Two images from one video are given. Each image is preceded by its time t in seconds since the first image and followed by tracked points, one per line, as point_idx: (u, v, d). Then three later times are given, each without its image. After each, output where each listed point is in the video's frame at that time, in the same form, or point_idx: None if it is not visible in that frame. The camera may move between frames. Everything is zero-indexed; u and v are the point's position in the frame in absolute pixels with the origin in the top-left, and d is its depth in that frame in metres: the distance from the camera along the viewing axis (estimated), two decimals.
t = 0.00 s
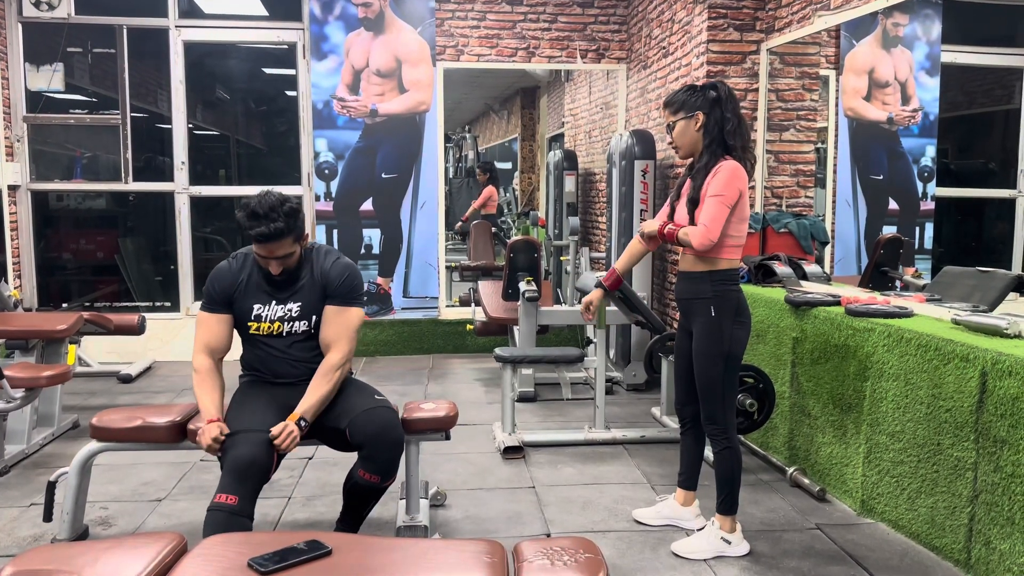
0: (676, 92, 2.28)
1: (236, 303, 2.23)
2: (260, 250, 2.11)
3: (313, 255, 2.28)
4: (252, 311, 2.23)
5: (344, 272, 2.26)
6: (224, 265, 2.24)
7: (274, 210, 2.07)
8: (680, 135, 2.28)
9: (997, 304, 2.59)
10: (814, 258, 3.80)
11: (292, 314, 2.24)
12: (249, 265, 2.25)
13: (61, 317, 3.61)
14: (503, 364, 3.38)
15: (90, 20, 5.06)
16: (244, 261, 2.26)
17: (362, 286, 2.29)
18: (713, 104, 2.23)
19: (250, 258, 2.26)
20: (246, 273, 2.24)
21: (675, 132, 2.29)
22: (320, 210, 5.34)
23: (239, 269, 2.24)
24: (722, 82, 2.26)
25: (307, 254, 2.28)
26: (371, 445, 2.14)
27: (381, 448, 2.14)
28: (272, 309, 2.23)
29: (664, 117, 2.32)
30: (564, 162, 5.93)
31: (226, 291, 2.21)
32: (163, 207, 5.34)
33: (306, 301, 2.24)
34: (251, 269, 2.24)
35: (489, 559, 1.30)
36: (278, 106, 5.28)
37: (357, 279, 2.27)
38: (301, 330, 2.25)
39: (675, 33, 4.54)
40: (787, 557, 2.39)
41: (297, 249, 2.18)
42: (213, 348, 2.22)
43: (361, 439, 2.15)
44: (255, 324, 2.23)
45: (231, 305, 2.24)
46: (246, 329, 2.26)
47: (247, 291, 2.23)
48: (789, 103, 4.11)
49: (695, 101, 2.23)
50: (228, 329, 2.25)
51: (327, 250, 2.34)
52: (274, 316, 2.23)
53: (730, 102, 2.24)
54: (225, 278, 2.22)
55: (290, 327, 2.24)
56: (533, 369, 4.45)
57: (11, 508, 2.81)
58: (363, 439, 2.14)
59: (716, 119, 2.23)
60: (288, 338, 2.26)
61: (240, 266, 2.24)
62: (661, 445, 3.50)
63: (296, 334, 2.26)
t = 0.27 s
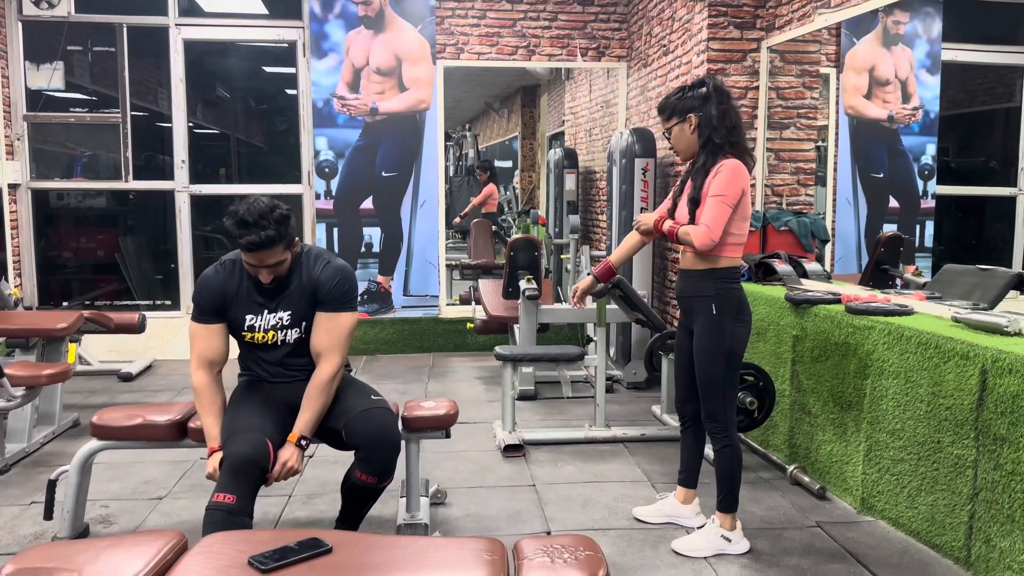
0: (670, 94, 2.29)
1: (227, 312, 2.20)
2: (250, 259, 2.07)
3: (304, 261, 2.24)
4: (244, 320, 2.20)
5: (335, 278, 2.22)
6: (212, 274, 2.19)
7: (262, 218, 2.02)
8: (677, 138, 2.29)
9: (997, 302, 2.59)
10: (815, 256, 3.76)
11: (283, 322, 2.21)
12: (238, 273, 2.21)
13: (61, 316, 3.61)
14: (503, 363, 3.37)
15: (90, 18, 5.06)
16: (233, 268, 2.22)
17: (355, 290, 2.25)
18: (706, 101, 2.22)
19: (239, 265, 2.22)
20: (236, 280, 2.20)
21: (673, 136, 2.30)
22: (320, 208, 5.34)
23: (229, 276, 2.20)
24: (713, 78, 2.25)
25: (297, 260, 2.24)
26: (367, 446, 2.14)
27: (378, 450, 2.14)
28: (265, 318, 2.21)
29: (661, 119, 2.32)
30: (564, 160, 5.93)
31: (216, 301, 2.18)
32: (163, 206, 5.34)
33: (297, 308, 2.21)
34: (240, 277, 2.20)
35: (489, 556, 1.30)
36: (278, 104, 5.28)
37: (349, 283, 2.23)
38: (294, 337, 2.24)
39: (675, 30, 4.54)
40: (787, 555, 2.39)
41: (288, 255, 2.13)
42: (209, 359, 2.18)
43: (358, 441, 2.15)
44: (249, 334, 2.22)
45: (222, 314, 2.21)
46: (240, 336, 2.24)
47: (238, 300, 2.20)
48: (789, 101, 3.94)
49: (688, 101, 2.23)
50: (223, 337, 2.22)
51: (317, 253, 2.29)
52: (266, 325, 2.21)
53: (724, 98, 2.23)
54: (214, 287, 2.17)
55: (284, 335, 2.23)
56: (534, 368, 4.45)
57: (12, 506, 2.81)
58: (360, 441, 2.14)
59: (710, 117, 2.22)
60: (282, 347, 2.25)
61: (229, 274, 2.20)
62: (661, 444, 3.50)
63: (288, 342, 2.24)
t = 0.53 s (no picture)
0: (667, 93, 2.29)
1: (225, 305, 2.20)
2: (249, 243, 2.07)
3: (301, 249, 2.24)
4: (242, 311, 2.19)
5: (333, 264, 2.22)
6: (209, 268, 2.19)
7: (259, 201, 2.03)
8: (675, 136, 2.29)
9: (998, 299, 2.59)
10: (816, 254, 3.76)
11: (282, 312, 2.20)
12: (235, 266, 2.20)
13: (62, 314, 3.61)
14: (504, 360, 3.37)
15: (90, 17, 5.06)
16: (230, 261, 2.21)
17: (354, 275, 2.26)
18: (702, 100, 2.22)
19: (236, 258, 2.22)
20: (234, 272, 2.20)
21: (671, 135, 2.30)
22: (321, 207, 5.34)
23: (227, 269, 2.20)
24: (709, 77, 2.26)
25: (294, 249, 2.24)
26: (372, 444, 2.14)
27: (383, 447, 2.14)
28: (263, 309, 2.20)
29: (658, 119, 2.32)
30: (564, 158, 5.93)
31: (214, 293, 2.17)
32: (164, 204, 5.34)
33: (296, 297, 2.21)
34: (238, 269, 2.20)
35: (490, 554, 1.30)
36: (279, 103, 5.27)
37: (348, 268, 2.24)
38: (293, 326, 2.23)
39: (676, 28, 4.53)
40: (788, 553, 2.39)
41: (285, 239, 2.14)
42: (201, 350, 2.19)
43: (363, 439, 2.15)
44: (247, 325, 2.21)
45: (220, 307, 2.20)
46: (239, 329, 2.24)
47: (235, 292, 2.19)
48: (790, 99, 3.93)
49: (686, 100, 2.23)
50: (217, 331, 2.22)
51: (313, 242, 2.29)
52: (265, 316, 2.20)
53: (721, 97, 2.24)
54: (211, 280, 2.17)
55: (283, 324, 2.22)
56: (535, 366, 4.46)
57: (13, 504, 2.81)
58: (364, 439, 2.14)
59: (708, 114, 2.22)
60: (281, 336, 2.23)
61: (226, 267, 2.20)
62: (662, 441, 3.50)
63: (288, 332, 2.23)
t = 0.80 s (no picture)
0: (665, 93, 2.30)
1: (228, 297, 2.23)
2: (259, 223, 2.12)
3: (308, 245, 2.28)
4: (246, 303, 2.22)
5: (340, 260, 2.26)
6: (216, 260, 2.24)
7: (270, 180, 2.10)
8: (675, 136, 2.29)
9: (999, 297, 2.59)
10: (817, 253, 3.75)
11: (288, 307, 2.22)
12: (241, 258, 2.24)
13: (62, 313, 3.61)
14: (505, 358, 3.37)
15: (90, 16, 5.06)
16: (237, 255, 2.25)
17: (360, 276, 2.29)
18: (700, 99, 2.22)
19: (242, 251, 2.26)
20: (240, 265, 2.23)
21: (670, 135, 2.31)
22: (322, 205, 5.34)
23: (233, 263, 2.24)
24: (705, 76, 2.26)
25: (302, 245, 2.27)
26: (372, 439, 2.14)
27: (382, 443, 2.14)
28: (268, 303, 2.22)
29: (656, 119, 2.33)
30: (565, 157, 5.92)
31: (218, 283, 2.21)
32: (165, 203, 5.34)
33: (302, 294, 2.23)
34: (244, 262, 2.24)
35: (491, 552, 1.30)
36: (279, 101, 5.27)
37: (354, 268, 2.28)
38: (297, 323, 2.25)
39: (677, 26, 4.52)
40: (789, 551, 2.39)
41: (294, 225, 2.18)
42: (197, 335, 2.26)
43: (363, 434, 2.15)
44: (249, 318, 2.22)
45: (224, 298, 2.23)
46: (241, 323, 2.25)
47: (240, 284, 2.22)
48: (791, 97, 3.95)
49: (683, 99, 2.24)
50: (214, 322, 2.28)
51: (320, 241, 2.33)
52: (268, 310, 2.22)
53: (718, 95, 2.24)
54: (216, 272, 2.22)
55: (286, 320, 2.24)
56: (535, 364, 4.46)
57: (14, 502, 2.82)
58: (364, 434, 2.14)
59: (708, 113, 2.22)
60: (284, 332, 2.25)
61: (232, 259, 2.24)
62: (663, 440, 3.50)
63: (291, 328, 2.26)
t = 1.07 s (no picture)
0: (661, 94, 2.30)
1: (233, 292, 2.24)
2: (280, 199, 2.19)
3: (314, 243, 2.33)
4: (252, 295, 2.23)
5: (345, 256, 2.31)
6: (222, 254, 2.26)
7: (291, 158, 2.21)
8: (671, 137, 2.29)
9: (999, 297, 2.60)
10: (817, 251, 3.88)
11: (289, 302, 2.24)
12: (248, 253, 2.27)
13: (63, 312, 3.61)
14: (505, 358, 3.37)
15: (90, 15, 5.06)
16: (243, 250, 2.28)
17: (361, 277, 2.32)
18: (696, 100, 2.23)
19: (248, 248, 2.29)
20: (246, 260, 2.26)
21: (668, 136, 2.30)
22: (322, 204, 5.34)
23: (239, 258, 2.26)
24: (700, 76, 2.26)
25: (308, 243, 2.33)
26: (371, 439, 2.14)
27: (382, 442, 2.14)
28: (271, 297, 2.24)
29: (653, 120, 2.33)
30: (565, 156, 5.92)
31: (224, 276, 2.23)
32: (165, 202, 5.34)
33: (304, 289, 2.25)
34: (251, 255, 2.26)
35: (491, 551, 1.30)
36: (279, 100, 5.26)
37: (356, 268, 2.31)
38: (298, 320, 2.26)
39: (677, 25, 4.51)
40: (790, 550, 2.39)
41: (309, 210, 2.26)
42: (209, 334, 2.23)
43: (361, 434, 2.14)
44: (251, 314, 2.24)
45: (229, 292, 2.24)
46: (243, 319, 2.26)
47: (246, 278, 2.24)
48: (791, 96, 4.10)
49: (681, 100, 2.23)
50: (223, 318, 2.25)
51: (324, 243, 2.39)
52: (271, 305, 2.24)
53: (714, 95, 2.24)
54: (223, 266, 2.24)
55: (287, 317, 2.25)
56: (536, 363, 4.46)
57: (14, 502, 2.82)
58: (363, 434, 2.14)
59: (705, 114, 2.23)
60: (285, 330, 2.26)
61: (238, 254, 2.27)
62: (663, 439, 3.49)
63: (292, 325, 2.26)
